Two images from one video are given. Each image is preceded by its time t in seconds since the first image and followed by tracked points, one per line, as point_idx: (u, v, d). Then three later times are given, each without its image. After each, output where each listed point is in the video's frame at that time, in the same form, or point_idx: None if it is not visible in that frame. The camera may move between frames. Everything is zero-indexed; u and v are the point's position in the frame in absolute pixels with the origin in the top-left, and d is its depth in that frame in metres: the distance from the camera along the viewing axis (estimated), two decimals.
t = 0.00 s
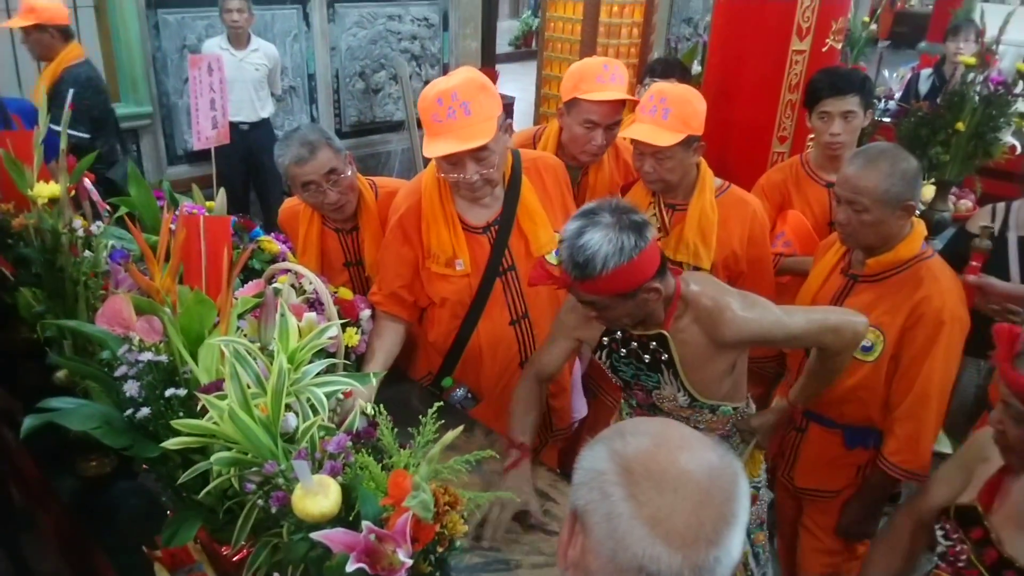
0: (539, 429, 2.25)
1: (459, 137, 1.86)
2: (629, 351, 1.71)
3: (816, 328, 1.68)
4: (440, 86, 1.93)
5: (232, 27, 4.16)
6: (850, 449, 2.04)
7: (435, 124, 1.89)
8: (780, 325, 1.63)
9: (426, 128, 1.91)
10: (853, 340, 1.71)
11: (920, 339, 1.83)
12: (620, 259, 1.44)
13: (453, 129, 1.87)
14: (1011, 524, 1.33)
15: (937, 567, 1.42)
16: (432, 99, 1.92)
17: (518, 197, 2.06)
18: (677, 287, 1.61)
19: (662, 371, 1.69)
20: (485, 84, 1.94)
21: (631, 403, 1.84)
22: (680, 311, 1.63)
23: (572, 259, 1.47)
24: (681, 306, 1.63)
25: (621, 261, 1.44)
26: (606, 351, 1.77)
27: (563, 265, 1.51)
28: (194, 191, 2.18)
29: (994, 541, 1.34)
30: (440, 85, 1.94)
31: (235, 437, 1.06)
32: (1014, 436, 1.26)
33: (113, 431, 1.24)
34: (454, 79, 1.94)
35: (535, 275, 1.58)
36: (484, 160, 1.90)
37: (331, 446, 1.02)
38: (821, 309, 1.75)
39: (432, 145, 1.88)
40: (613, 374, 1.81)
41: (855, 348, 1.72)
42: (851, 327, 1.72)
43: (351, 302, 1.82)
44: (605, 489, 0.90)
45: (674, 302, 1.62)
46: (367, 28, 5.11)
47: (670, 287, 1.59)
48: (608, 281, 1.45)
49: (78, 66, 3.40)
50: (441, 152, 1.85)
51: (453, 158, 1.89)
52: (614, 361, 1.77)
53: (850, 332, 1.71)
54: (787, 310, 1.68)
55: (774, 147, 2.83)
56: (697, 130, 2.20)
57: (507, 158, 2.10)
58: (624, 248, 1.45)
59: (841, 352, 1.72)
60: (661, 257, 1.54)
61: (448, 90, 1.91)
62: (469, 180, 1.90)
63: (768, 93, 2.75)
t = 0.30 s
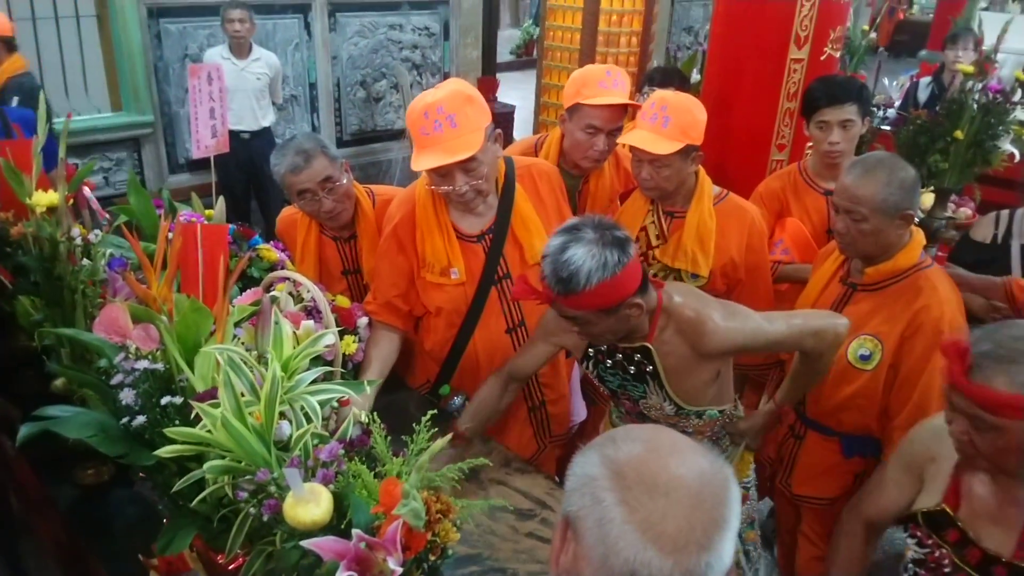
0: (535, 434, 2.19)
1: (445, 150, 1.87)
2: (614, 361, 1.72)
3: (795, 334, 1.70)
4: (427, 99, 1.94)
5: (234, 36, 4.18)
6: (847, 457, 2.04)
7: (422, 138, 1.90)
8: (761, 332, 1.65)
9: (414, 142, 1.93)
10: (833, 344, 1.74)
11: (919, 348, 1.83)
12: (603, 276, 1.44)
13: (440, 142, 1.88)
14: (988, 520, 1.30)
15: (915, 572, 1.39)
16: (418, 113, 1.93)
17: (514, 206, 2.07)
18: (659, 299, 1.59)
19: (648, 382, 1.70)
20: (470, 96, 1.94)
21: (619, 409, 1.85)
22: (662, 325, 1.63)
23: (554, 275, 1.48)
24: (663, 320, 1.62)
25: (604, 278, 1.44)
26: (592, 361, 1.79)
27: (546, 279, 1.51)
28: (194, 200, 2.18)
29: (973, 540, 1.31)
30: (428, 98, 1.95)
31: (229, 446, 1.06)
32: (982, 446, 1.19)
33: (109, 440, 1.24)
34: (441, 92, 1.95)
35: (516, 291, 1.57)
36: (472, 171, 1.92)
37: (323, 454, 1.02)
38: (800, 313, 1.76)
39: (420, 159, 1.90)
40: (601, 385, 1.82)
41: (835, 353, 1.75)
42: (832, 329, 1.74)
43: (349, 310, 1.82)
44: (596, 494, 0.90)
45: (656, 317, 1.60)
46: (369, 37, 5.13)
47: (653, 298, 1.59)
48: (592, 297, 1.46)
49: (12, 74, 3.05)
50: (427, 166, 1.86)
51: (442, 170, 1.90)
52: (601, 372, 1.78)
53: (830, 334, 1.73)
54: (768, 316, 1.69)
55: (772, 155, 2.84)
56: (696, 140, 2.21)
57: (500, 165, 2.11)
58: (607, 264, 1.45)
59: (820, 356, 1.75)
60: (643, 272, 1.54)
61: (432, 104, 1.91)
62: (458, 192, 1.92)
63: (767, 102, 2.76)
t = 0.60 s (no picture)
0: (533, 441, 2.19)
1: (434, 156, 1.87)
2: (612, 358, 1.72)
3: (793, 334, 1.69)
4: (414, 106, 1.94)
5: (229, 45, 4.19)
6: (844, 460, 2.04)
7: (411, 144, 1.90)
8: (758, 331, 1.64)
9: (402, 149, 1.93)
10: (831, 345, 1.73)
11: (916, 350, 1.83)
12: (599, 270, 1.44)
13: (428, 149, 1.88)
14: (974, 515, 1.38)
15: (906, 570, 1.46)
16: (406, 120, 1.93)
17: (508, 212, 2.06)
18: (657, 296, 1.60)
19: (645, 379, 1.70)
20: (457, 102, 1.94)
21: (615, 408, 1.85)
22: (659, 321, 1.63)
23: (551, 269, 1.48)
24: (661, 317, 1.62)
25: (600, 272, 1.44)
26: (592, 359, 1.80)
27: (542, 274, 1.51)
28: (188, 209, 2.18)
29: (962, 536, 1.39)
30: (416, 105, 1.94)
31: (222, 456, 1.06)
32: (972, 452, 1.29)
33: (103, 451, 1.24)
34: (430, 98, 1.95)
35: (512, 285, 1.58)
36: (462, 177, 1.92)
37: (316, 464, 1.00)
38: (799, 315, 1.76)
39: (409, 164, 1.90)
40: (598, 381, 1.83)
41: (833, 354, 1.74)
42: (830, 332, 1.73)
43: (344, 319, 1.81)
44: (594, 501, 0.90)
45: (655, 311, 1.61)
46: (364, 44, 5.14)
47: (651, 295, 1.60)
48: (587, 291, 1.45)
49: None
50: (416, 171, 1.86)
51: (431, 175, 1.91)
52: (598, 369, 1.79)
53: (829, 337, 1.72)
54: (765, 316, 1.69)
55: (768, 158, 2.84)
56: (692, 143, 2.21)
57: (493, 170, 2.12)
58: (603, 258, 1.45)
59: (819, 357, 1.74)
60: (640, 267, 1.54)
61: (420, 111, 1.91)
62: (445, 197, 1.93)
63: (761, 105, 2.76)
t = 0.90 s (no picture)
0: (533, 448, 2.19)
1: (440, 164, 1.87)
2: (621, 345, 1.72)
3: (809, 340, 1.67)
4: (420, 113, 1.94)
5: (228, 52, 4.19)
6: (847, 465, 2.03)
7: (416, 152, 1.91)
8: (773, 334, 1.62)
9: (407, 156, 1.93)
10: (846, 355, 1.71)
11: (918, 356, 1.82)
12: (609, 245, 1.45)
13: (434, 156, 1.88)
14: (967, 516, 1.36)
15: (901, 568, 1.43)
16: (412, 127, 1.93)
17: (509, 219, 2.06)
18: (674, 290, 1.63)
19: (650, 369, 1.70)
20: (465, 110, 1.95)
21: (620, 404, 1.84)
22: (672, 311, 1.64)
23: (565, 237, 1.49)
24: (675, 307, 1.63)
25: (609, 247, 1.45)
26: (602, 343, 1.79)
27: (558, 241, 1.53)
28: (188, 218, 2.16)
29: (953, 536, 1.36)
30: (420, 112, 1.95)
31: (224, 468, 1.05)
32: (944, 438, 1.27)
33: (104, 462, 1.23)
34: (435, 106, 1.95)
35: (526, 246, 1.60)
36: (467, 185, 1.92)
37: (319, 475, 1.01)
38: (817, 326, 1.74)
39: (414, 172, 1.90)
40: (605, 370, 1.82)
41: (848, 365, 1.72)
42: (845, 348, 1.71)
43: (346, 326, 1.81)
44: (598, 512, 0.89)
45: (670, 300, 1.64)
46: (363, 50, 5.15)
47: (667, 287, 1.63)
48: (593, 263, 1.46)
49: None
50: (421, 179, 1.86)
51: (436, 184, 1.90)
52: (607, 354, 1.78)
53: (844, 351, 1.70)
54: (784, 321, 1.67)
55: (768, 162, 2.84)
56: (694, 147, 2.21)
57: (494, 177, 2.12)
58: (616, 235, 1.46)
59: (830, 370, 1.72)
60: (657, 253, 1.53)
61: (426, 117, 1.91)
62: (453, 206, 1.92)
63: (761, 109, 2.76)
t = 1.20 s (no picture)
0: (533, 462, 2.19)
1: (448, 172, 1.88)
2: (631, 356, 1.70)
3: (816, 346, 1.66)
4: (429, 122, 1.95)
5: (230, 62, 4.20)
6: (851, 477, 2.02)
7: (424, 160, 1.91)
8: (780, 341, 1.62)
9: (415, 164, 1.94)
10: (853, 362, 1.70)
11: (920, 369, 1.81)
12: (617, 252, 1.44)
13: (442, 165, 1.89)
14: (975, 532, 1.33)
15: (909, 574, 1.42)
16: (420, 135, 1.94)
17: (510, 230, 2.06)
18: (680, 299, 1.62)
19: (660, 380, 1.68)
20: (474, 120, 1.96)
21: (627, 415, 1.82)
22: (682, 319, 1.62)
23: (572, 246, 1.48)
24: (683, 316, 1.62)
25: (617, 255, 1.44)
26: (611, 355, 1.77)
27: (564, 251, 1.51)
28: (190, 230, 2.16)
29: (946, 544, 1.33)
30: (429, 121, 1.96)
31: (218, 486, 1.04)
32: (947, 446, 1.25)
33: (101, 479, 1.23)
34: (443, 115, 1.97)
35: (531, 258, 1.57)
36: (474, 194, 1.91)
37: (314, 496, 1.01)
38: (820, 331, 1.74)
39: (421, 180, 1.90)
40: (612, 382, 1.80)
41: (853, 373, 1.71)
42: (850, 352, 1.70)
43: (347, 338, 1.81)
44: (594, 537, 0.89)
45: (676, 310, 1.62)
46: (366, 59, 5.16)
47: (673, 296, 1.61)
48: (601, 272, 1.45)
49: None
50: (429, 187, 1.87)
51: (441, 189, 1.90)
52: (615, 366, 1.76)
53: (851, 356, 1.69)
54: (791, 327, 1.67)
55: (770, 170, 2.83)
56: (698, 158, 2.21)
57: (499, 189, 2.11)
58: (623, 242, 1.44)
59: (836, 376, 1.71)
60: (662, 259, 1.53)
61: (436, 126, 1.92)
62: (459, 215, 1.91)
63: (763, 118, 2.75)
